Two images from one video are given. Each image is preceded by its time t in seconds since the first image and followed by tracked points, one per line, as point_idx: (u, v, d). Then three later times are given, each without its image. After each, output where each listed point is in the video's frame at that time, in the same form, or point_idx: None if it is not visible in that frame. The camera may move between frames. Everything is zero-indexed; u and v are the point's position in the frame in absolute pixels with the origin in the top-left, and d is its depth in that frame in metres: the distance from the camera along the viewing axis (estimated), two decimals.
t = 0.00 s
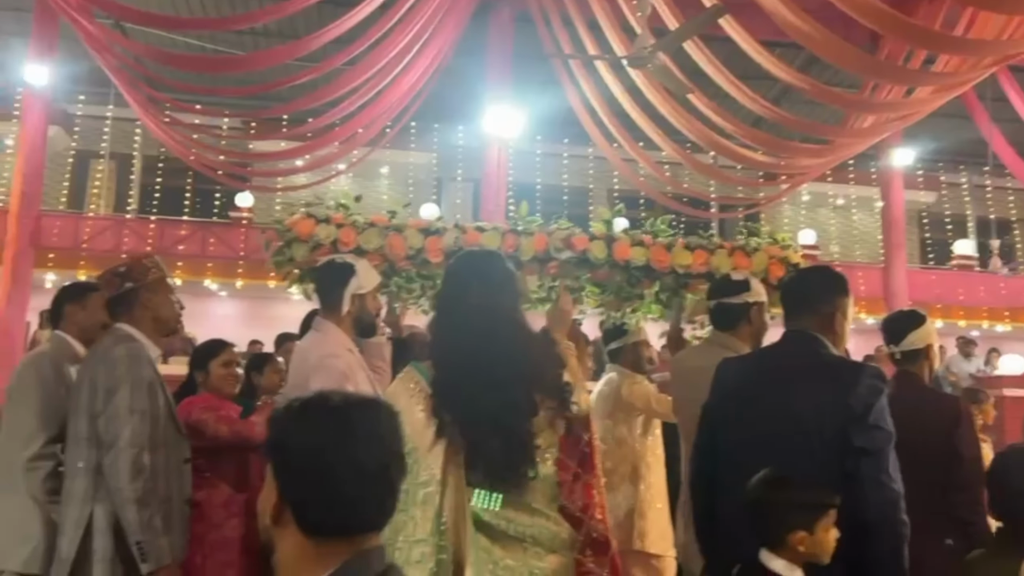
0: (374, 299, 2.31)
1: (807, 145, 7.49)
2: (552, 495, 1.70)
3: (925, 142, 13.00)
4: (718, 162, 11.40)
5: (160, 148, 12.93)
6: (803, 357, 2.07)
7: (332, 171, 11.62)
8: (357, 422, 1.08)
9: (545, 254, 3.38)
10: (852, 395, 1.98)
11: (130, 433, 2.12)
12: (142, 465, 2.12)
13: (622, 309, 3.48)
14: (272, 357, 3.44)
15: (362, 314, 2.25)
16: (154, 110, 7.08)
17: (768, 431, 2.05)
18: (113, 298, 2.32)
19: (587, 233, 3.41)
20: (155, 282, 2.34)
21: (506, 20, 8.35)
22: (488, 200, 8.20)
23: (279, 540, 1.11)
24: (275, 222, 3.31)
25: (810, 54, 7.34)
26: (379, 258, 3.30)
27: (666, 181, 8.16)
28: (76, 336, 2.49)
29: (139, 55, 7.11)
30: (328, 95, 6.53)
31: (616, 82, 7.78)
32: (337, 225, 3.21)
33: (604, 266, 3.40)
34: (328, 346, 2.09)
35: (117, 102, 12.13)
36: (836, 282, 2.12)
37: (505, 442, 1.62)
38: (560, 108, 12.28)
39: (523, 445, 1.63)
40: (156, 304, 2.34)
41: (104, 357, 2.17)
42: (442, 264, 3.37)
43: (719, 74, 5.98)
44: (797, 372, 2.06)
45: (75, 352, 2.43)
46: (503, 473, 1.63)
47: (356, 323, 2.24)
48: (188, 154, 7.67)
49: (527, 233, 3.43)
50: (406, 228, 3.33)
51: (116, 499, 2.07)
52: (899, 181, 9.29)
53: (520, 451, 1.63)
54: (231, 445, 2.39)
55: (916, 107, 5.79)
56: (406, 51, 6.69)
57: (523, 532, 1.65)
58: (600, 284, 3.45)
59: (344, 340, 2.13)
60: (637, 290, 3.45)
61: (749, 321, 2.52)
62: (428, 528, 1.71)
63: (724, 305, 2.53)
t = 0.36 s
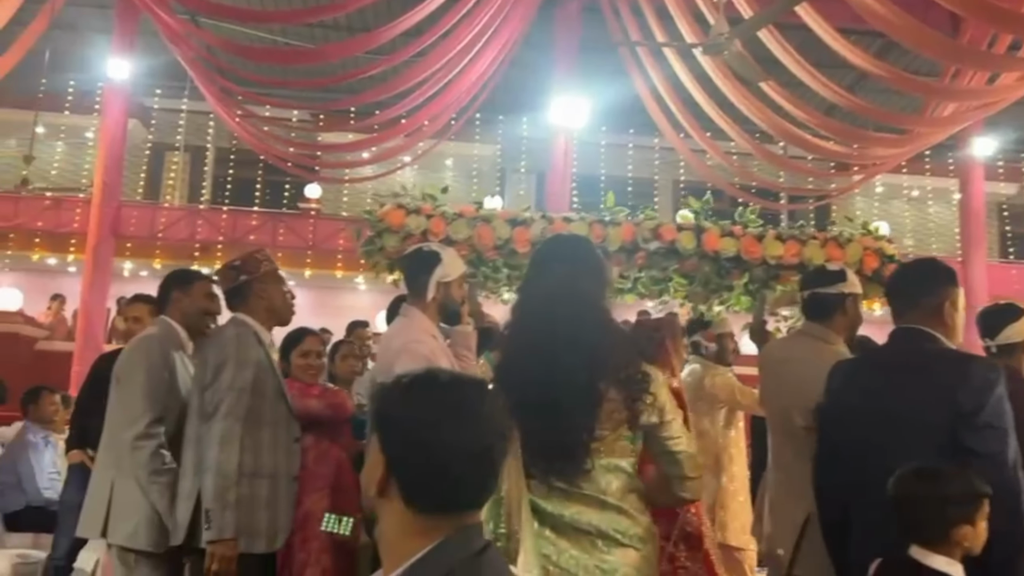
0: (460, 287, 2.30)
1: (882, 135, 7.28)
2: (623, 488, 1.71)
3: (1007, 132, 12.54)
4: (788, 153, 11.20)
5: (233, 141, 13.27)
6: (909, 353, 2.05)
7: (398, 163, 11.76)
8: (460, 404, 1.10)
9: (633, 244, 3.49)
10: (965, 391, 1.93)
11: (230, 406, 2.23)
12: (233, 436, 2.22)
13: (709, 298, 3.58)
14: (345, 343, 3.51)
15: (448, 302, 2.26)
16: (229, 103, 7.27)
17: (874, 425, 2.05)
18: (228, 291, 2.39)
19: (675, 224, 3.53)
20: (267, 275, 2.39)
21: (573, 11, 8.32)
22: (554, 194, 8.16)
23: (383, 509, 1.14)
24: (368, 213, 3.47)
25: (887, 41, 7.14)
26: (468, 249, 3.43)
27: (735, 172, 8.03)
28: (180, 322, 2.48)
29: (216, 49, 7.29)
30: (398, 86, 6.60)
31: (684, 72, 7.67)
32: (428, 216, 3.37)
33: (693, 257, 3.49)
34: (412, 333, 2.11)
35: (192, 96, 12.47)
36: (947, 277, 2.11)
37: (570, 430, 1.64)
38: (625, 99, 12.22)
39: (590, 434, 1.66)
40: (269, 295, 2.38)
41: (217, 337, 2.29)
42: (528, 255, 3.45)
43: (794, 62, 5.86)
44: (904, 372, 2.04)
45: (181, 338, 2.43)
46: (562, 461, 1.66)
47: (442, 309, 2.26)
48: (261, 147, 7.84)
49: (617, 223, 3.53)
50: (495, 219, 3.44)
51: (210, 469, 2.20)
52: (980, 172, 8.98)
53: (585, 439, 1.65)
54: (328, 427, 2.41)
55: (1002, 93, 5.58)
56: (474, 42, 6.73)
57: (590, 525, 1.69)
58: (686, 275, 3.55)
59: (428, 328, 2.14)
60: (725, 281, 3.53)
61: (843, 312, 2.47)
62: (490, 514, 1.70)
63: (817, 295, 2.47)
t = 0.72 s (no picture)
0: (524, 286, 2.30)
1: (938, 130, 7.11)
2: (671, 491, 1.55)
3: None
4: (839, 149, 11.01)
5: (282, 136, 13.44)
6: (1002, 357, 1.95)
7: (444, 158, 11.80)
8: (517, 398, 1.09)
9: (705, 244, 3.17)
10: None
11: (309, 395, 2.19)
12: (318, 426, 2.18)
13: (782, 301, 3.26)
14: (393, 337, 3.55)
15: (510, 300, 2.26)
16: (279, 99, 7.36)
17: (964, 428, 1.94)
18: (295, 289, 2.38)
19: (748, 222, 3.22)
20: (329, 269, 2.37)
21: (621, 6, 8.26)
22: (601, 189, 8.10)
23: (439, 504, 1.12)
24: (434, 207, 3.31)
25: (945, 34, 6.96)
26: (536, 246, 3.23)
27: (785, 168, 7.90)
28: (257, 316, 2.49)
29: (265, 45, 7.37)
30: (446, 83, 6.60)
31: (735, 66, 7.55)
32: (497, 213, 3.17)
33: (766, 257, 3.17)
34: (473, 328, 2.11)
35: (243, 92, 12.67)
36: None
37: (616, 428, 1.50)
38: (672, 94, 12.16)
39: (635, 433, 1.53)
40: (332, 292, 2.34)
41: (290, 329, 2.25)
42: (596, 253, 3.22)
43: (847, 57, 5.76)
44: (996, 374, 1.94)
45: (258, 335, 2.42)
46: (604, 460, 1.51)
47: (505, 308, 2.26)
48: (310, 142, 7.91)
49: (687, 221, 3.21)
50: (564, 217, 3.25)
51: (295, 458, 2.15)
52: None
53: (628, 439, 1.51)
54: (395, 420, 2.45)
55: None
56: (521, 38, 6.72)
57: (633, 528, 1.52)
58: (760, 275, 3.22)
59: (488, 322, 2.14)
60: (799, 282, 3.21)
61: (932, 315, 2.39)
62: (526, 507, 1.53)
63: (906, 298, 2.41)
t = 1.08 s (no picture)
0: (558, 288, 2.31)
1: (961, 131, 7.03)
2: (692, 495, 1.54)
3: None
4: (861, 150, 10.94)
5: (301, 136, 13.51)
6: None
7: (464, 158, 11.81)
8: (533, 396, 1.09)
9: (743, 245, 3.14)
10: None
11: (336, 395, 2.20)
12: (346, 425, 2.18)
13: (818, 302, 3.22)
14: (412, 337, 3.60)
15: (544, 302, 2.27)
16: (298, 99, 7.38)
17: (982, 433, 1.91)
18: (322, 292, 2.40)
19: (784, 223, 3.18)
20: (356, 271, 2.38)
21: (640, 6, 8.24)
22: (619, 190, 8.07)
23: (455, 505, 1.11)
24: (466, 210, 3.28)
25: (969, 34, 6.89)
26: (569, 249, 3.15)
27: (806, 169, 7.84)
28: (295, 317, 2.51)
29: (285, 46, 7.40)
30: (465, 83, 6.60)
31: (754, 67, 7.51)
32: (532, 214, 3.13)
33: (806, 257, 3.14)
34: (504, 329, 2.10)
35: (263, 93, 12.73)
36: None
37: (633, 434, 1.48)
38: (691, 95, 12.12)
39: (655, 436, 1.51)
40: (360, 289, 2.36)
41: (319, 331, 2.27)
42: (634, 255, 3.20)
43: (868, 57, 5.72)
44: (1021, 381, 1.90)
45: (292, 332, 2.44)
46: (625, 465, 1.49)
47: (538, 309, 2.26)
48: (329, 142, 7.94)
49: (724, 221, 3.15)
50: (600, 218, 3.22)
51: (324, 457, 2.17)
52: None
53: (648, 443, 1.48)
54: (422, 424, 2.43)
55: None
56: (540, 38, 6.71)
57: (654, 531, 1.50)
58: (798, 276, 3.19)
59: (521, 325, 2.12)
60: (837, 284, 3.18)
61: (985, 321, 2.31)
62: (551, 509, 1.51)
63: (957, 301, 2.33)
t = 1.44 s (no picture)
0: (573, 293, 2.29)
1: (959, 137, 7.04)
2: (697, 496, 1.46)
3: None
4: (859, 155, 10.96)
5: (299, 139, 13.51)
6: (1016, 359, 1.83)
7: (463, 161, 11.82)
8: (531, 401, 1.08)
9: (758, 250, 3.13)
10: None
11: (342, 407, 2.18)
12: (347, 435, 2.17)
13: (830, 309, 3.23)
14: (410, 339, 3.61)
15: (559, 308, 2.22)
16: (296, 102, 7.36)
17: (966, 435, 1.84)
18: (339, 290, 2.38)
19: (799, 229, 3.17)
20: (377, 274, 2.38)
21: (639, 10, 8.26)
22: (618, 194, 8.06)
23: (450, 508, 1.10)
24: (478, 211, 3.27)
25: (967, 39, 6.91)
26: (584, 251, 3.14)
27: (803, 173, 7.85)
28: (309, 324, 2.48)
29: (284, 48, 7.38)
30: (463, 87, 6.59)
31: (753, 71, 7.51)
32: (545, 216, 3.13)
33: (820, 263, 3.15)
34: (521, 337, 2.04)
35: (261, 95, 12.74)
36: None
37: (646, 440, 1.40)
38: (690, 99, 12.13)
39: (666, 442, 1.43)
40: (377, 294, 2.36)
41: (328, 337, 2.24)
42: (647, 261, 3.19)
43: (865, 62, 5.72)
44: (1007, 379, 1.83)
45: (304, 339, 2.43)
46: (636, 473, 1.41)
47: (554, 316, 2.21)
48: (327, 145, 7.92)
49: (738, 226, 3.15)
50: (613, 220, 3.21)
51: (323, 467, 2.15)
52: None
53: (661, 450, 1.41)
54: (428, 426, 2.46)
55: None
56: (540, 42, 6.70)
57: (667, 534, 1.40)
58: (810, 281, 3.18)
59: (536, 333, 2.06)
60: (851, 291, 3.19)
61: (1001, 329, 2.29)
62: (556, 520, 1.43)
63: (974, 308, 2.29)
